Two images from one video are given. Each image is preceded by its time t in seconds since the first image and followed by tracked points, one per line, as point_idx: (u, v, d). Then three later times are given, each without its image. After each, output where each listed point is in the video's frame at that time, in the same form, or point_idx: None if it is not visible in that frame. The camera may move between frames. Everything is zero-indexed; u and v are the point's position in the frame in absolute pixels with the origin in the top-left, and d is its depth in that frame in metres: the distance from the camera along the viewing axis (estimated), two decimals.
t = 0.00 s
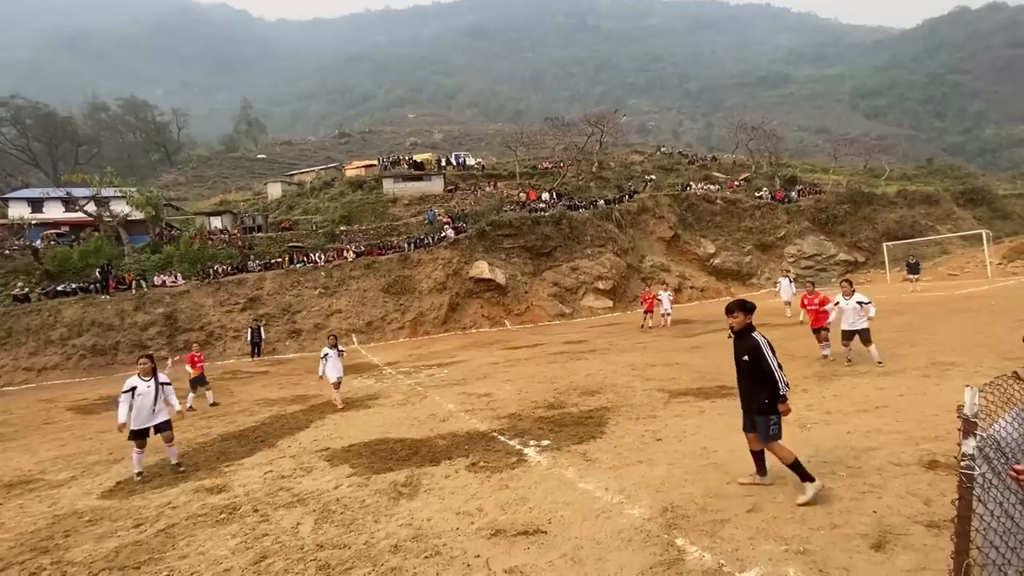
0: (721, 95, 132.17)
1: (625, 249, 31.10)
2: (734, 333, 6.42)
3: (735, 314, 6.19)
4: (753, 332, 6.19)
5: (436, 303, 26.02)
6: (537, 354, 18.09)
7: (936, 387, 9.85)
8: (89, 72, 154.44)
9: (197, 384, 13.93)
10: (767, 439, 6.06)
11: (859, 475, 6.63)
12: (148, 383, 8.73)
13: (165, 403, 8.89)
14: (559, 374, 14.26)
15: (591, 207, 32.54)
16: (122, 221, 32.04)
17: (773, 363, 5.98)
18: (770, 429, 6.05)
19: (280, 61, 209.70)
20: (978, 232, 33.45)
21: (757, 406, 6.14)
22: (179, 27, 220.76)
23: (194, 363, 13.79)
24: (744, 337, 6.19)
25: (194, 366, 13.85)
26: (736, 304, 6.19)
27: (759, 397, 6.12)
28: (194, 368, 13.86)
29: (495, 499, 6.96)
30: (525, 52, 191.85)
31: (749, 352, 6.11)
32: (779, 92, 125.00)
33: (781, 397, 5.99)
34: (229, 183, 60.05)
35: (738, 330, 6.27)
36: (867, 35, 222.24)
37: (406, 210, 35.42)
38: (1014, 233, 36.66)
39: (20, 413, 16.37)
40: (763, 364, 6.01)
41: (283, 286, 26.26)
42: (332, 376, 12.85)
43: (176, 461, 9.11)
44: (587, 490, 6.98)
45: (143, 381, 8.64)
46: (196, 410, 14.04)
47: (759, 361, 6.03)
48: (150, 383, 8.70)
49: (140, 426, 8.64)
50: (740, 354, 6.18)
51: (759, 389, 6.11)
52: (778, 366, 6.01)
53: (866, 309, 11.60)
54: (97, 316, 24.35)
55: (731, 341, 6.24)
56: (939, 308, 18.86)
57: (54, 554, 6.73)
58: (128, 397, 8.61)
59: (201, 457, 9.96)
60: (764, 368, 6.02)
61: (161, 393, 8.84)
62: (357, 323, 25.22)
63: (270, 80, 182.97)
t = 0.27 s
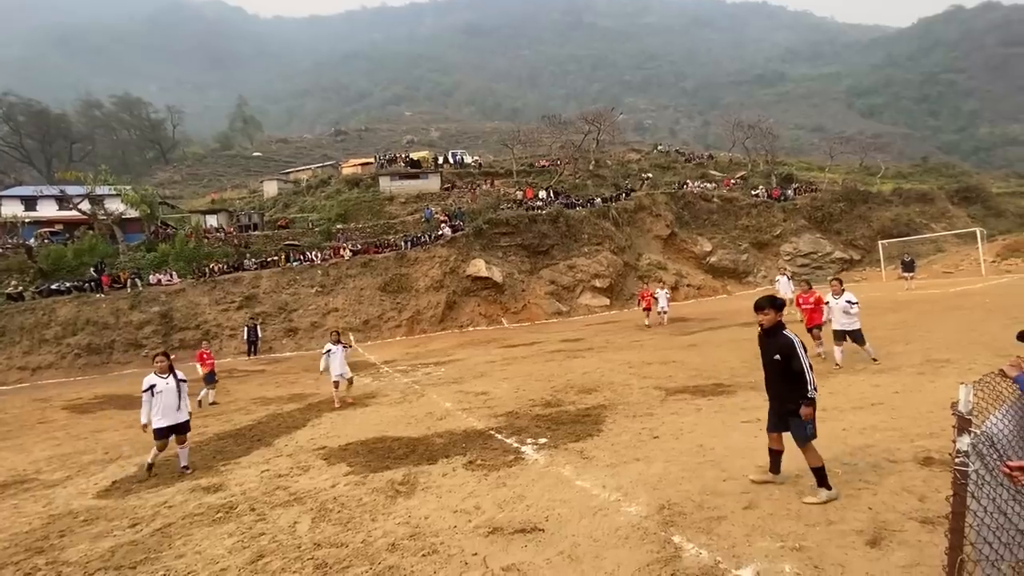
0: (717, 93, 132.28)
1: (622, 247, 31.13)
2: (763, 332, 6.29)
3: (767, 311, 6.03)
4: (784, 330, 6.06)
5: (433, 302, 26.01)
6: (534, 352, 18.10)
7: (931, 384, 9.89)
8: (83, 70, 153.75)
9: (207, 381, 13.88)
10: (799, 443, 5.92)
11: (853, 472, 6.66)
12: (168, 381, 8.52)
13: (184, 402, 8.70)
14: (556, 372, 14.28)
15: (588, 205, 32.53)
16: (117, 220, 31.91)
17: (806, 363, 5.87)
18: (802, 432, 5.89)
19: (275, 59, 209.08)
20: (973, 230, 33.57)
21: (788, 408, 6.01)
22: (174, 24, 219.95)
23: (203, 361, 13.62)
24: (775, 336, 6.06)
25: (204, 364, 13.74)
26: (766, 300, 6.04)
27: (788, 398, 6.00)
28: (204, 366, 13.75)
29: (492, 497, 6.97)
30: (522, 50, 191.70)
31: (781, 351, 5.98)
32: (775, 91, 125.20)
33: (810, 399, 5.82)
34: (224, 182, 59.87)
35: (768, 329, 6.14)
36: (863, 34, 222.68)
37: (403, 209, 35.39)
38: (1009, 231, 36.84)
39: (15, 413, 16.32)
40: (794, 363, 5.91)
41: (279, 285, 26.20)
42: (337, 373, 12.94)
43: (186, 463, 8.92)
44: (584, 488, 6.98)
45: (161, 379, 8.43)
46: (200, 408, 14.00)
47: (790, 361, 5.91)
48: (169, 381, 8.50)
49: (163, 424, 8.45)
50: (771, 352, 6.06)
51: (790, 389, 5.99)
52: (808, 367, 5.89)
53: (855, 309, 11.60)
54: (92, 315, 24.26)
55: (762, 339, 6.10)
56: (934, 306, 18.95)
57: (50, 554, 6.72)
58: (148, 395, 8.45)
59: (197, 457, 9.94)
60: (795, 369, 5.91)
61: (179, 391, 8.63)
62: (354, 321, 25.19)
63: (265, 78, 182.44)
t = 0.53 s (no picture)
0: (713, 93, 132.49)
1: (618, 247, 31.19)
2: (775, 325, 6.11)
3: (783, 307, 5.87)
4: (799, 325, 5.91)
5: (429, 301, 26.00)
6: (530, 351, 18.13)
7: (924, 383, 9.94)
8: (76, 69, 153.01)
9: (209, 381, 13.83)
10: (808, 438, 5.87)
11: (847, 470, 6.69)
12: (171, 385, 8.40)
13: (187, 407, 8.55)
14: (551, 372, 14.29)
15: (584, 204, 32.54)
16: (110, 219, 31.74)
17: (820, 360, 5.77)
18: (811, 428, 5.86)
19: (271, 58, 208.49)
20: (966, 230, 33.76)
21: (798, 406, 5.90)
22: (169, 22, 219.12)
23: (205, 361, 13.61)
24: (790, 331, 5.91)
25: (206, 363, 13.70)
26: (784, 295, 5.86)
27: (799, 395, 5.88)
28: (206, 366, 13.70)
29: (488, 497, 6.98)
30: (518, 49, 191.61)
31: (795, 347, 5.85)
32: (770, 90, 125.46)
33: (824, 397, 5.75)
34: (219, 180, 59.70)
35: (781, 323, 5.97)
36: (857, 34, 223.34)
37: (399, 208, 35.34)
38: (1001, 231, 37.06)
39: (7, 413, 16.23)
40: (808, 360, 5.79)
41: (274, 284, 26.12)
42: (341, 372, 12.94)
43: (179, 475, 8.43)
44: (580, 487, 7.00)
45: (163, 382, 8.33)
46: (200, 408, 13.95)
47: (805, 357, 5.79)
48: (172, 385, 8.37)
49: (168, 426, 8.36)
50: (785, 347, 5.91)
51: (803, 386, 5.87)
52: (824, 364, 5.79)
53: (846, 307, 11.45)
54: (85, 314, 24.15)
55: (776, 334, 5.94)
56: (927, 305, 19.03)
57: (43, 555, 6.70)
58: (151, 397, 8.38)
59: (192, 457, 9.91)
60: (810, 365, 5.79)
61: (183, 395, 8.49)
62: (350, 321, 25.14)
63: (260, 77, 181.89)
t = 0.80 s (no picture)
0: (706, 93, 132.81)
1: (612, 247, 31.25)
2: (784, 327, 6.20)
3: (792, 308, 5.98)
4: (809, 327, 5.99)
5: (423, 301, 25.99)
6: (524, 351, 18.13)
7: (913, 381, 10.03)
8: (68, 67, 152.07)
9: (209, 380, 13.68)
10: (810, 436, 5.91)
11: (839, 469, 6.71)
12: (169, 387, 8.33)
13: (186, 406, 8.54)
14: (546, 371, 14.30)
15: (578, 205, 32.57)
16: (101, 218, 31.55)
17: (829, 360, 5.83)
18: (812, 426, 5.91)
19: (264, 56, 207.74)
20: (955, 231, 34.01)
21: (805, 405, 5.97)
22: (162, 20, 218.00)
23: (205, 360, 13.25)
24: (799, 333, 6.00)
25: (206, 362, 13.51)
26: (792, 297, 5.99)
27: (807, 394, 5.93)
28: (206, 364, 13.51)
29: (482, 496, 6.99)
30: (512, 49, 191.56)
31: (804, 348, 5.92)
32: (764, 92, 125.98)
33: (831, 397, 5.82)
34: (212, 179, 59.46)
35: (790, 324, 6.05)
36: (850, 36, 224.45)
37: (393, 207, 35.27)
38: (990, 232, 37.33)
39: None
40: (818, 360, 5.85)
41: (266, 283, 26.03)
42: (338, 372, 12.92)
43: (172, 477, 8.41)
44: (573, 486, 7.02)
45: (163, 383, 8.26)
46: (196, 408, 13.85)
47: (814, 357, 5.86)
48: (172, 386, 8.31)
49: (165, 427, 8.34)
50: (794, 348, 6.00)
51: (811, 385, 5.92)
52: (833, 365, 5.85)
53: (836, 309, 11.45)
54: (75, 314, 24.01)
55: (784, 337, 6.04)
56: (917, 304, 19.19)
57: (33, 556, 6.67)
58: (149, 397, 8.28)
59: (182, 457, 9.87)
60: (819, 364, 5.85)
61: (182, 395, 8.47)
62: (343, 321, 25.08)
63: (253, 75, 181.23)
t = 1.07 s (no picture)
0: (698, 95, 133.33)
1: (604, 248, 31.32)
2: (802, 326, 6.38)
3: (810, 305, 6.09)
4: (828, 322, 6.17)
5: (415, 302, 25.97)
6: (517, 351, 18.12)
7: (902, 381, 10.12)
8: (56, 65, 150.75)
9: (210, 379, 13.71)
10: (836, 427, 6.05)
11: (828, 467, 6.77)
12: (167, 388, 8.31)
13: (185, 405, 8.52)
14: (538, 371, 14.31)
15: (570, 206, 32.62)
16: (89, 217, 31.26)
17: (852, 353, 6.01)
18: (837, 416, 6.06)
19: (255, 55, 206.78)
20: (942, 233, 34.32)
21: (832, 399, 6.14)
22: (152, 19, 216.48)
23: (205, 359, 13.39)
24: (818, 330, 6.17)
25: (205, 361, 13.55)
26: (809, 294, 6.10)
27: (834, 387, 6.11)
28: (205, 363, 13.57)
29: (475, 497, 6.99)
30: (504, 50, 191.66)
31: (825, 343, 6.11)
32: (754, 94, 126.52)
33: (856, 388, 5.97)
34: (202, 179, 59.07)
35: (810, 321, 6.22)
36: (840, 40, 225.97)
37: (385, 207, 35.18)
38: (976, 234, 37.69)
39: None
40: (840, 353, 6.02)
41: (257, 284, 25.92)
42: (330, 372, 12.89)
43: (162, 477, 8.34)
44: (565, 486, 7.04)
45: (162, 382, 8.23)
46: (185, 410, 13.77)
47: (836, 351, 6.04)
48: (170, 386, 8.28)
49: (162, 427, 8.31)
50: (814, 344, 6.18)
51: (835, 378, 6.10)
52: (855, 356, 6.03)
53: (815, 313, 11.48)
54: (63, 315, 23.81)
55: (804, 335, 6.21)
56: (906, 305, 19.34)
57: (20, 560, 6.62)
58: (148, 396, 8.28)
59: (172, 459, 9.82)
60: (841, 357, 6.03)
61: (181, 393, 8.45)
62: (335, 322, 25.00)
63: (244, 74, 180.29)
